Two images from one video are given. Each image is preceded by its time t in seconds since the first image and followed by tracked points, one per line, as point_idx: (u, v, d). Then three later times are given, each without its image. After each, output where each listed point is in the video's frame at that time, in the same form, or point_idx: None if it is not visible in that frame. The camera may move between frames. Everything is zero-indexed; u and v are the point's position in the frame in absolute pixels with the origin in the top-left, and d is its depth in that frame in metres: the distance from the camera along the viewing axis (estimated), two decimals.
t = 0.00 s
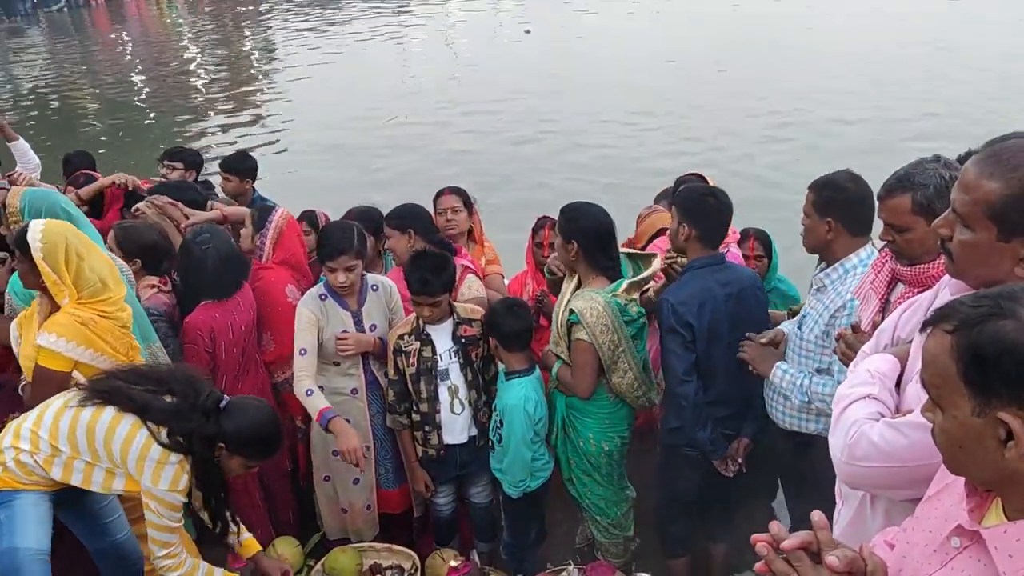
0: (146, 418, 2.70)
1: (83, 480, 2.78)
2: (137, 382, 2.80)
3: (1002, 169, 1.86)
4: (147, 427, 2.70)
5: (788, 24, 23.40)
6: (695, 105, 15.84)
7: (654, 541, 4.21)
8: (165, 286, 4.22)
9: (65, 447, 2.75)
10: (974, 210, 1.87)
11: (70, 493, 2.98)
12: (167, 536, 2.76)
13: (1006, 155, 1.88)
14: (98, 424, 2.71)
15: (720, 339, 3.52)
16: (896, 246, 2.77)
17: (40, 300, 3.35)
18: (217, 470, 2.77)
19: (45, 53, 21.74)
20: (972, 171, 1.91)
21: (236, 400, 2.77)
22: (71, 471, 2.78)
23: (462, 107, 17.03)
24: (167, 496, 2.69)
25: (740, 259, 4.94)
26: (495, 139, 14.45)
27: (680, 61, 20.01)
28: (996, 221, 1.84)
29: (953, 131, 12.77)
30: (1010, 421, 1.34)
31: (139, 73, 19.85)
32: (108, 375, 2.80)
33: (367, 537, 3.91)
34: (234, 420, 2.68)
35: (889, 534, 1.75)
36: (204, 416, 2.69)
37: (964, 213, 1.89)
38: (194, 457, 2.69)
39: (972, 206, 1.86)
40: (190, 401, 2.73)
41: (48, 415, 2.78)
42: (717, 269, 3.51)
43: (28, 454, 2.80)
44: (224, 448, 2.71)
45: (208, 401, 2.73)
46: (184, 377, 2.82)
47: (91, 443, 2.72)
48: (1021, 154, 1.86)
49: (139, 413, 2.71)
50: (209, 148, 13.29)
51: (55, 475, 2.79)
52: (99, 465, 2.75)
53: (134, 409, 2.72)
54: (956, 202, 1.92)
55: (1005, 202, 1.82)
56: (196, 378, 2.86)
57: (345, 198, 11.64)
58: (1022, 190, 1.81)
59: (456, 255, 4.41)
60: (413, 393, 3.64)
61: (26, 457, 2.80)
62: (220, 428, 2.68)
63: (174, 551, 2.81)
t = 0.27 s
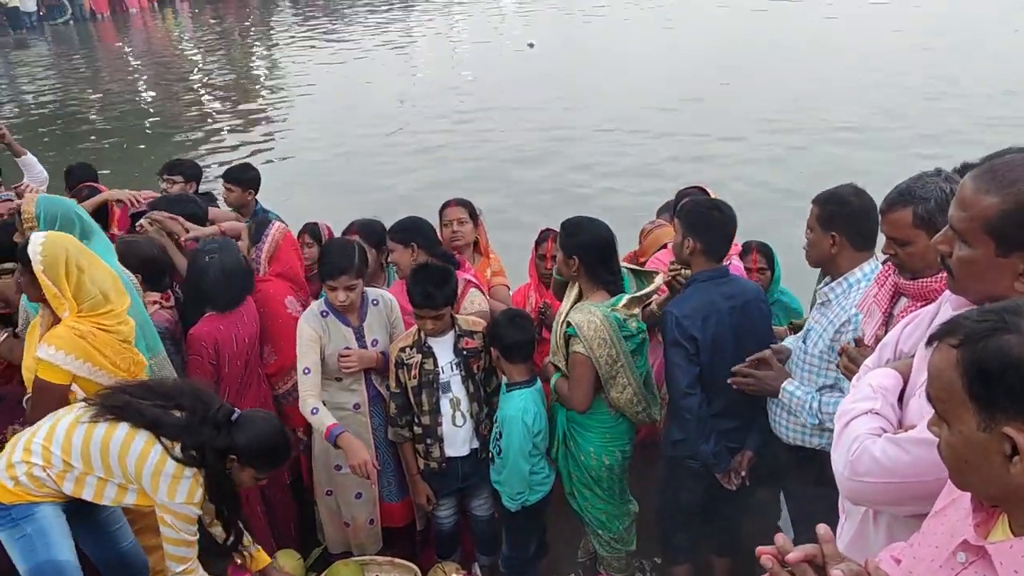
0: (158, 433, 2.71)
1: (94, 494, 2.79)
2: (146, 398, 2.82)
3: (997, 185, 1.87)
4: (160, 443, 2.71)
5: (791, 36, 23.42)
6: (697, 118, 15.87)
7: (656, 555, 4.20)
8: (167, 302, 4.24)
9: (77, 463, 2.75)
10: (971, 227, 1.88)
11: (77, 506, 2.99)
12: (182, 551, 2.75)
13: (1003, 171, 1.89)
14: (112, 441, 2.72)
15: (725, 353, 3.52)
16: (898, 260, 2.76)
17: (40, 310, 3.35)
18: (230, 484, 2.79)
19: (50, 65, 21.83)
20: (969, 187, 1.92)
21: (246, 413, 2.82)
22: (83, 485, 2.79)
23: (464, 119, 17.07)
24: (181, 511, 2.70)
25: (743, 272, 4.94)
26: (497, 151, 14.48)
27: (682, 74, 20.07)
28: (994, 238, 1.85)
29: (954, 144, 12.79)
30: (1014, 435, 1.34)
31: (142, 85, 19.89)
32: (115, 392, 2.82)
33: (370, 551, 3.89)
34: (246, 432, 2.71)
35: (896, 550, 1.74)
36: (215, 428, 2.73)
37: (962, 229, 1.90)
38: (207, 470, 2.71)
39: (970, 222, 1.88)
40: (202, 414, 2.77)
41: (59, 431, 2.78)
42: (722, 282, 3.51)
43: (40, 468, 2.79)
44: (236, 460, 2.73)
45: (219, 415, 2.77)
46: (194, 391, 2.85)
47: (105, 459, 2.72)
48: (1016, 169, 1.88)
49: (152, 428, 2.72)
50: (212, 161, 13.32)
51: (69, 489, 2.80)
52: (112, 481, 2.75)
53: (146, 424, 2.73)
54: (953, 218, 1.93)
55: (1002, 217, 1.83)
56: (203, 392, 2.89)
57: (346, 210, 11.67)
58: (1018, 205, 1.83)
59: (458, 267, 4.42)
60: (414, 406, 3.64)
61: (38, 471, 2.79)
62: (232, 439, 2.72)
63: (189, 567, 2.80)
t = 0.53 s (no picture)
0: (171, 460, 2.76)
1: (109, 516, 2.82)
2: (156, 421, 2.86)
3: (990, 202, 1.89)
4: (174, 469, 2.75)
5: (794, 48, 23.43)
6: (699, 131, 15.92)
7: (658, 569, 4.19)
8: (171, 313, 4.26)
9: (92, 488, 2.78)
10: (966, 243, 1.90)
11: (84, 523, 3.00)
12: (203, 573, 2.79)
13: (995, 186, 1.91)
14: (125, 467, 2.75)
15: (725, 366, 3.52)
16: (900, 274, 2.77)
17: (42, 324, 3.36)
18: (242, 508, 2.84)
19: (55, 77, 21.95)
20: (964, 204, 1.94)
21: (255, 438, 2.89)
22: (97, 508, 2.81)
23: (467, 132, 17.13)
24: (198, 535, 2.75)
25: (745, 286, 4.96)
26: (499, 163, 14.52)
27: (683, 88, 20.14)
28: (990, 255, 1.87)
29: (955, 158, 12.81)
30: (1016, 450, 1.35)
31: (146, 98, 19.96)
32: (126, 415, 2.86)
33: (371, 566, 3.87)
34: (256, 455, 2.81)
35: (899, 567, 1.75)
36: (227, 453, 2.80)
37: (958, 245, 1.92)
38: (220, 495, 2.76)
39: (964, 239, 1.90)
40: (213, 440, 2.83)
41: (71, 455, 2.80)
42: (721, 295, 3.53)
43: (52, 491, 2.81)
44: (245, 485, 2.80)
45: (229, 440, 2.84)
46: (203, 417, 2.90)
47: (119, 484, 2.75)
48: (1009, 184, 1.90)
49: (166, 454, 2.76)
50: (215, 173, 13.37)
51: (82, 511, 2.82)
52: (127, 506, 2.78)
53: (159, 451, 2.77)
54: (949, 235, 1.94)
55: (996, 234, 1.85)
56: (210, 416, 2.93)
57: (349, 223, 11.70)
58: (1012, 221, 1.84)
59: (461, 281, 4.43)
60: (416, 420, 3.64)
61: (50, 494, 2.81)
62: (244, 464, 2.79)
63: None
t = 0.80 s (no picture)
0: (179, 486, 2.76)
1: (116, 540, 2.83)
2: (162, 444, 2.87)
3: (984, 217, 1.91)
4: (181, 494, 2.76)
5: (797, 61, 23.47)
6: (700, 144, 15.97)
7: None
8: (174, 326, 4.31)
9: (100, 512, 2.79)
10: (963, 258, 1.93)
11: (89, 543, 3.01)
12: None
13: (989, 202, 1.93)
14: (133, 493, 2.76)
15: (723, 379, 3.53)
16: (901, 289, 2.79)
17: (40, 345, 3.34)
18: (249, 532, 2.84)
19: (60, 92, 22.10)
20: (960, 220, 1.96)
21: (262, 460, 2.91)
22: (105, 532, 2.83)
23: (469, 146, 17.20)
24: (206, 560, 2.76)
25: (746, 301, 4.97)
26: (501, 177, 14.58)
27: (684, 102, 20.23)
28: (985, 270, 1.89)
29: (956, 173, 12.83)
30: (1010, 466, 1.37)
31: (150, 112, 20.05)
32: (132, 438, 2.86)
33: None
34: (264, 477, 2.83)
35: None
36: (234, 475, 2.81)
37: (954, 261, 1.95)
38: (229, 518, 2.77)
39: (961, 254, 1.92)
40: (220, 461, 2.84)
41: (79, 478, 2.81)
42: (721, 309, 3.55)
43: (59, 515, 2.83)
44: (253, 506, 2.82)
45: (237, 462, 2.86)
46: (208, 440, 2.91)
47: (127, 509, 2.76)
48: (1003, 200, 1.91)
49: (172, 481, 2.76)
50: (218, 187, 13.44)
51: (88, 535, 2.83)
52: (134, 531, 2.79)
53: (166, 477, 2.77)
54: (947, 252, 1.97)
55: (991, 248, 1.87)
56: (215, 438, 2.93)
57: (351, 237, 11.75)
58: (1007, 235, 1.86)
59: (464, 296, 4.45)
60: (418, 435, 3.65)
61: (57, 518, 2.82)
62: (251, 487, 2.80)
63: None
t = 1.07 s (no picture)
0: (181, 502, 2.78)
1: (115, 558, 2.82)
2: (163, 459, 2.87)
3: (982, 232, 1.92)
4: (182, 510, 2.78)
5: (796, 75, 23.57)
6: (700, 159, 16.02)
7: None
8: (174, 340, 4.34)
9: (101, 528, 2.78)
10: (961, 273, 1.94)
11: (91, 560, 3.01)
12: None
13: (987, 217, 1.94)
14: (134, 508, 2.77)
15: (723, 394, 3.53)
16: (902, 304, 2.80)
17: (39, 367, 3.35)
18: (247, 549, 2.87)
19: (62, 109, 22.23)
20: (957, 235, 1.97)
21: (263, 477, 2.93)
22: (104, 549, 2.81)
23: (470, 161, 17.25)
24: None
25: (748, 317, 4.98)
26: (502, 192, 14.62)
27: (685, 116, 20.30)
28: (983, 284, 1.90)
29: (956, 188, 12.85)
30: (1009, 487, 1.37)
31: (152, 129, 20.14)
32: (133, 454, 2.87)
33: None
34: (266, 495, 2.83)
35: None
36: (238, 491, 2.82)
37: (953, 276, 1.96)
38: (229, 535, 2.80)
39: (960, 270, 1.93)
40: (223, 477, 2.86)
41: (80, 494, 2.81)
42: (721, 324, 3.56)
43: (60, 532, 2.82)
44: (256, 523, 2.81)
45: (239, 478, 2.87)
46: (211, 455, 2.92)
47: (127, 524, 2.77)
48: (1000, 214, 1.92)
49: (174, 497, 2.78)
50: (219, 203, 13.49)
51: (88, 552, 2.82)
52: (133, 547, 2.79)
53: (167, 493, 2.78)
54: (945, 267, 1.98)
55: (988, 262, 1.88)
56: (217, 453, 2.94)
57: (351, 252, 11.79)
58: (1006, 249, 1.87)
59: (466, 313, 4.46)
60: (419, 451, 3.65)
61: (57, 534, 2.82)
62: (254, 504, 2.80)
63: None
